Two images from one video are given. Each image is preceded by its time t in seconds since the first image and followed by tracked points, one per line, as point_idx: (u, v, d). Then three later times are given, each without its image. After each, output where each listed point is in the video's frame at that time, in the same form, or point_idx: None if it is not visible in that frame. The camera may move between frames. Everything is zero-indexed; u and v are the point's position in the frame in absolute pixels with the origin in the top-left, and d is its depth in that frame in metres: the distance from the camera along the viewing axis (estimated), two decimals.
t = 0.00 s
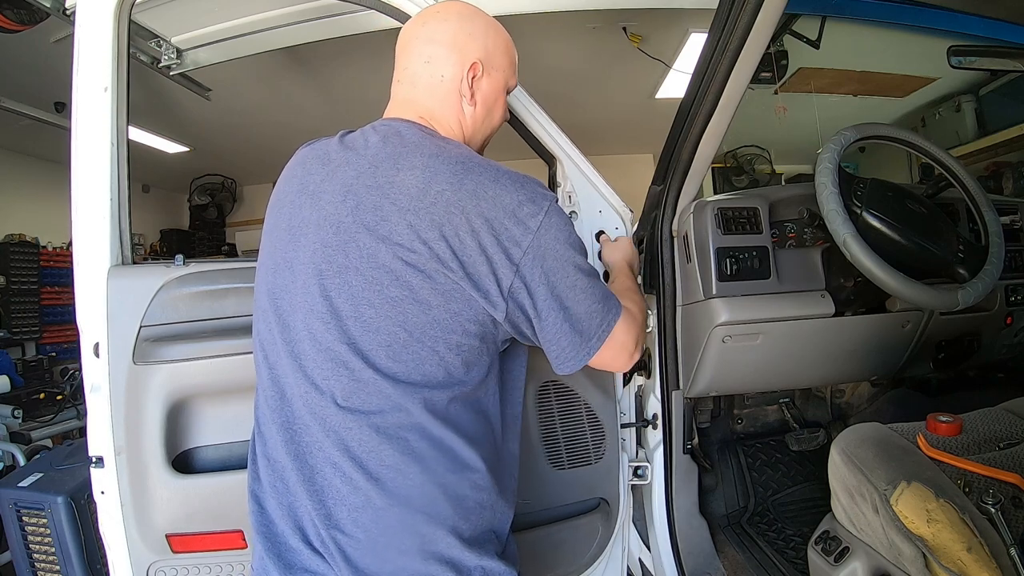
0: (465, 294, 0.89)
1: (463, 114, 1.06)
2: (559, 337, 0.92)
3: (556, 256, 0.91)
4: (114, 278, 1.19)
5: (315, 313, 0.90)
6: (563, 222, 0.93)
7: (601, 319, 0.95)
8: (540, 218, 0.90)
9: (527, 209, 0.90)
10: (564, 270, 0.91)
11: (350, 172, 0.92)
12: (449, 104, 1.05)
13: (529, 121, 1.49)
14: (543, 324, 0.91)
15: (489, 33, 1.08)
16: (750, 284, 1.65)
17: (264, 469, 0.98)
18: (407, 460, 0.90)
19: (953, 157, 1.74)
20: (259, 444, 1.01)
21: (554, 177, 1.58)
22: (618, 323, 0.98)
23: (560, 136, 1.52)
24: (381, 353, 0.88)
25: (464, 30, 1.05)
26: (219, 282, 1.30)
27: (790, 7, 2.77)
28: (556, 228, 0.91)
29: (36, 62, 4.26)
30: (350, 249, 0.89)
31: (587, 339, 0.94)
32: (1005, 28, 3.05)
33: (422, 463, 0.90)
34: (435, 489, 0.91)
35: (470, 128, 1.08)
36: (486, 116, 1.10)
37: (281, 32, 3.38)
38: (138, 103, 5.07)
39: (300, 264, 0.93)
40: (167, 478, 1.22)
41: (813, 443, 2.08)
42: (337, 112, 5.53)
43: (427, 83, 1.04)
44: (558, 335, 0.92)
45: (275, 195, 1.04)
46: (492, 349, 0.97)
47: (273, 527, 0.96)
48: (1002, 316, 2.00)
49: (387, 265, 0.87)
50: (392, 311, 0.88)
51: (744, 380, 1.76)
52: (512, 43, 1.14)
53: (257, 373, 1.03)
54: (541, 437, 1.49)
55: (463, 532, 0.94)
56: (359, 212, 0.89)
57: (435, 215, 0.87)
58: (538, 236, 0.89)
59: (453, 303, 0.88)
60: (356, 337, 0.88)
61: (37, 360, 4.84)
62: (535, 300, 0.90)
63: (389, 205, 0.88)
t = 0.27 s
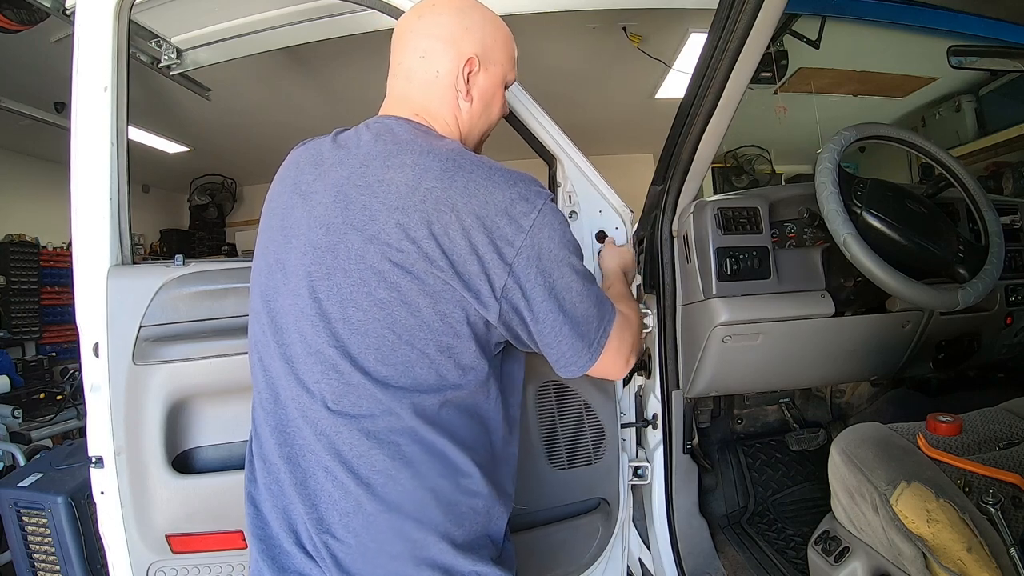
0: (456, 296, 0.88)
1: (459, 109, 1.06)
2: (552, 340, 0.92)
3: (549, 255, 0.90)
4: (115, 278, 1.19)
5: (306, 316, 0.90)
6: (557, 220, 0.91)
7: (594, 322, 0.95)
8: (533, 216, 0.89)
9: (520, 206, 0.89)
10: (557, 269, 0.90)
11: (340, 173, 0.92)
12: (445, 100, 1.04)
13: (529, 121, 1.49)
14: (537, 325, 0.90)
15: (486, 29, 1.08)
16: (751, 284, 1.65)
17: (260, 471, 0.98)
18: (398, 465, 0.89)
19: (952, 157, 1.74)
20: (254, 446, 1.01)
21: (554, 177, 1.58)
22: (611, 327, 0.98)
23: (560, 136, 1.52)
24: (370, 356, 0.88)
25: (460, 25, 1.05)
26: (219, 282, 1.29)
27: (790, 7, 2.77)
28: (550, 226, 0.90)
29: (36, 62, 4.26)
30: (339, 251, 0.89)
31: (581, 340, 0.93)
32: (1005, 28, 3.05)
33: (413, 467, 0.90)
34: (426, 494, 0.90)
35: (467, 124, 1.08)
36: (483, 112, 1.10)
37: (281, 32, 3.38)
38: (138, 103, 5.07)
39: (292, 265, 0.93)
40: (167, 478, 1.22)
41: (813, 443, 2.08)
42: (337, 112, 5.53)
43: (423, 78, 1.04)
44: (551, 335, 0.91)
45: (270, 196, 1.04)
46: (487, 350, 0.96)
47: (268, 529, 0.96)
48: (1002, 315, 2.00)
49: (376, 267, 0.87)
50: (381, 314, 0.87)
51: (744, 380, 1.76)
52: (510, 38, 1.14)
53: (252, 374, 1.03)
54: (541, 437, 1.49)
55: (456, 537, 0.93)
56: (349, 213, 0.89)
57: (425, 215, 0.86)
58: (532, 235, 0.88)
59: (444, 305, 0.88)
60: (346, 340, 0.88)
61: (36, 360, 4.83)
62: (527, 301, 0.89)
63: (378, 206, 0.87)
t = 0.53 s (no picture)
0: (453, 297, 0.88)
1: (458, 108, 1.06)
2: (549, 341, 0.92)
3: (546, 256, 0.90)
4: (115, 278, 1.19)
5: (303, 316, 0.90)
6: (555, 221, 0.92)
7: (590, 324, 0.96)
8: (532, 216, 0.89)
9: (520, 206, 0.89)
10: (555, 270, 0.91)
11: (337, 172, 0.92)
12: (444, 99, 1.04)
13: (529, 121, 1.49)
14: (535, 325, 0.90)
15: (485, 27, 1.08)
16: (750, 284, 1.65)
17: (257, 472, 0.98)
18: (395, 466, 0.89)
19: (952, 156, 1.74)
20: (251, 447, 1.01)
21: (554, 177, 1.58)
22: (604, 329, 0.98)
23: (560, 136, 1.52)
24: (366, 357, 0.88)
25: (460, 24, 1.05)
26: (219, 282, 1.29)
27: (790, 7, 2.77)
28: (548, 226, 0.90)
29: (36, 62, 4.26)
30: (336, 252, 0.89)
31: (578, 341, 0.94)
32: (1005, 28, 3.05)
33: (410, 469, 0.90)
34: (423, 496, 0.91)
35: (466, 123, 1.08)
36: (482, 111, 1.10)
37: (281, 32, 3.38)
38: (138, 103, 5.06)
39: (289, 266, 0.93)
40: (167, 478, 1.22)
41: (813, 443, 2.07)
42: (337, 112, 5.53)
43: (422, 77, 1.04)
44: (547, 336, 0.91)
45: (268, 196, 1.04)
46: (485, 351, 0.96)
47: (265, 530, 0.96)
48: (1002, 315, 2.00)
49: (373, 267, 0.87)
50: (378, 315, 0.87)
51: (744, 380, 1.76)
52: (510, 36, 1.13)
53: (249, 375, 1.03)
54: (541, 437, 1.49)
55: (453, 539, 0.93)
56: (345, 213, 0.89)
57: (422, 214, 0.86)
58: (530, 235, 0.88)
59: (440, 306, 0.88)
60: (342, 341, 0.88)
61: (36, 360, 4.83)
62: (525, 301, 0.89)
63: (374, 206, 0.87)
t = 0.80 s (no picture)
0: (437, 296, 0.87)
1: (451, 101, 1.05)
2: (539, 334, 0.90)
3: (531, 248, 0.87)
4: (115, 278, 1.19)
5: (290, 320, 0.91)
6: (542, 210, 0.88)
7: (584, 313, 0.93)
8: (516, 205, 0.86)
9: (503, 197, 0.86)
10: (544, 260, 0.88)
11: (324, 174, 0.92)
12: (435, 93, 1.04)
13: (528, 121, 1.50)
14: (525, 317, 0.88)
15: (480, 16, 1.05)
16: (751, 284, 1.65)
17: (256, 473, 0.98)
18: (381, 469, 0.88)
19: (952, 156, 1.74)
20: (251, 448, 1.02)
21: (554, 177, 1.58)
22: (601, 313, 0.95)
23: (560, 136, 1.52)
24: (350, 360, 0.87)
25: (451, 16, 1.04)
26: (219, 282, 1.29)
27: (790, 7, 2.77)
28: (534, 216, 0.87)
29: (36, 62, 4.26)
30: (321, 255, 0.88)
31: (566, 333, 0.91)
32: (1005, 28, 3.05)
33: (397, 472, 0.89)
34: (412, 499, 0.90)
35: (460, 117, 1.07)
36: (478, 102, 1.08)
37: (281, 32, 3.39)
38: (138, 103, 5.06)
39: (282, 268, 0.93)
40: (167, 478, 1.22)
41: (813, 443, 2.07)
42: (337, 112, 5.53)
43: (416, 70, 1.04)
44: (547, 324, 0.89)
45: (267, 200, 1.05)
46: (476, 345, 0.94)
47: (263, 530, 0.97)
48: (1002, 316, 2.00)
49: (356, 270, 0.86)
50: (361, 317, 0.87)
51: (744, 380, 1.76)
52: (508, 25, 1.10)
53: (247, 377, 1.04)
54: (541, 437, 1.49)
55: (445, 542, 0.92)
56: (329, 216, 0.88)
57: (401, 214, 0.85)
58: (514, 227, 0.85)
59: (423, 306, 0.87)
60: (327, 342, 0.88)
61: (36, 360, 4.83)
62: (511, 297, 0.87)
63: (355, 206, 0.87)
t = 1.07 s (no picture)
0: (428, 303, 0.85)
1: (447, 99, 0.99)
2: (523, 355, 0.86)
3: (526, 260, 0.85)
4: (115, 278, 1.19)
5: (286, 321, 0.91)
6: (537, 225, 0.87)
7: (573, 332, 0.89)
8: (512, 219, 0.85)
9: (498, 208, 0.85)
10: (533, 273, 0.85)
11: (324, 173, 0.92)
12: (431, 91, 0.99)
13: (529, 121, 1.50)
14: (509, 333, 0.86)
15: (483, 10, 0.98)
16: (751, 284, 1.65)
17: (255, 475, 0.98)
18: (374, 476, 0.88)
19: (952, 156, 1.74)
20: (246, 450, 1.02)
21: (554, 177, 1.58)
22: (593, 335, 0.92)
23: (560, 136, 1.52)
24: (341, 362, 0.87)
25: (452, 13, 0.98)
26: (219, 282, 1.29)
27: (790, 7, 2.77)
28: (528, 232, 0.86)
29: (37, 62, 4.26)
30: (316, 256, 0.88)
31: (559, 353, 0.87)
32: (1005, 28, 3.05)
33: (389, 478, 0.88)
34: (406, 507, 0.89)
35: (457, 115, 1.00)
36: (479, 101, 1.00)
37: (281, 32, 3.39)
38: (137, 102, 5.06)
39: (278, 269, 0.94)
40: (167, 478, 1.22)
41: (813, 443, 2.07)
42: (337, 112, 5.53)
43: (417, 68, 1.00)
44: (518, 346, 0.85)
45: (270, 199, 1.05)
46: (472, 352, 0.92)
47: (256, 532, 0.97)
48: (1002, 316, 2.00)
49: (349, 272, 0.86)
50: (352, 320, 0.86)
51: (744, 380, 1.76)
52: (518, 20, 1.01)
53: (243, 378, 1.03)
54: (541, 437, 1.49)
55: (440, 551, 0.91)
56: (325, 216, 0.88)
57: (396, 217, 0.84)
58: (507, 238, 0.84)
59: (414, 313, 0.86)
60: (321, 344, 0.88)
61: (36, 360, 4.83)
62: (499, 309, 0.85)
63: (349, 207, 0.87)
